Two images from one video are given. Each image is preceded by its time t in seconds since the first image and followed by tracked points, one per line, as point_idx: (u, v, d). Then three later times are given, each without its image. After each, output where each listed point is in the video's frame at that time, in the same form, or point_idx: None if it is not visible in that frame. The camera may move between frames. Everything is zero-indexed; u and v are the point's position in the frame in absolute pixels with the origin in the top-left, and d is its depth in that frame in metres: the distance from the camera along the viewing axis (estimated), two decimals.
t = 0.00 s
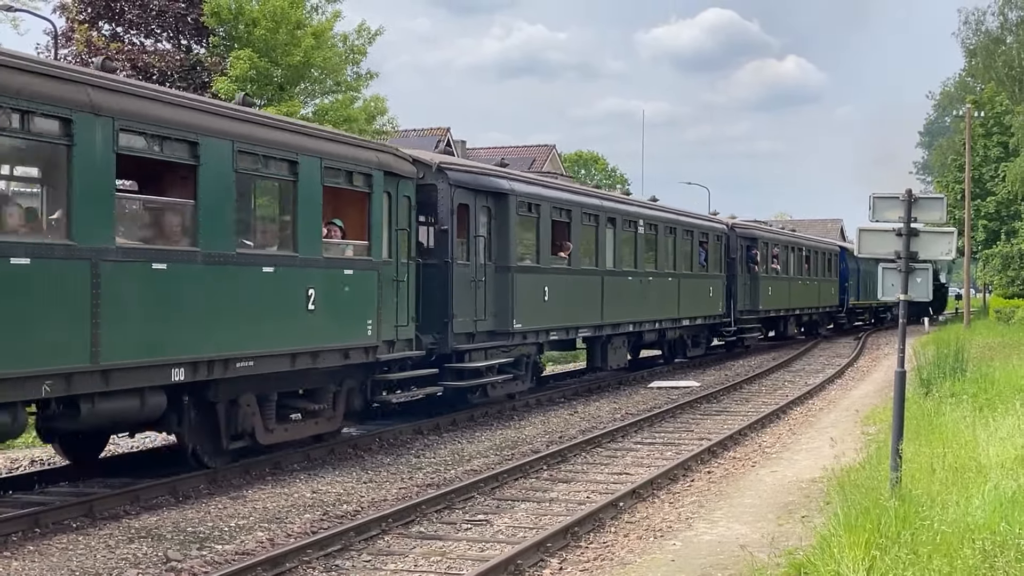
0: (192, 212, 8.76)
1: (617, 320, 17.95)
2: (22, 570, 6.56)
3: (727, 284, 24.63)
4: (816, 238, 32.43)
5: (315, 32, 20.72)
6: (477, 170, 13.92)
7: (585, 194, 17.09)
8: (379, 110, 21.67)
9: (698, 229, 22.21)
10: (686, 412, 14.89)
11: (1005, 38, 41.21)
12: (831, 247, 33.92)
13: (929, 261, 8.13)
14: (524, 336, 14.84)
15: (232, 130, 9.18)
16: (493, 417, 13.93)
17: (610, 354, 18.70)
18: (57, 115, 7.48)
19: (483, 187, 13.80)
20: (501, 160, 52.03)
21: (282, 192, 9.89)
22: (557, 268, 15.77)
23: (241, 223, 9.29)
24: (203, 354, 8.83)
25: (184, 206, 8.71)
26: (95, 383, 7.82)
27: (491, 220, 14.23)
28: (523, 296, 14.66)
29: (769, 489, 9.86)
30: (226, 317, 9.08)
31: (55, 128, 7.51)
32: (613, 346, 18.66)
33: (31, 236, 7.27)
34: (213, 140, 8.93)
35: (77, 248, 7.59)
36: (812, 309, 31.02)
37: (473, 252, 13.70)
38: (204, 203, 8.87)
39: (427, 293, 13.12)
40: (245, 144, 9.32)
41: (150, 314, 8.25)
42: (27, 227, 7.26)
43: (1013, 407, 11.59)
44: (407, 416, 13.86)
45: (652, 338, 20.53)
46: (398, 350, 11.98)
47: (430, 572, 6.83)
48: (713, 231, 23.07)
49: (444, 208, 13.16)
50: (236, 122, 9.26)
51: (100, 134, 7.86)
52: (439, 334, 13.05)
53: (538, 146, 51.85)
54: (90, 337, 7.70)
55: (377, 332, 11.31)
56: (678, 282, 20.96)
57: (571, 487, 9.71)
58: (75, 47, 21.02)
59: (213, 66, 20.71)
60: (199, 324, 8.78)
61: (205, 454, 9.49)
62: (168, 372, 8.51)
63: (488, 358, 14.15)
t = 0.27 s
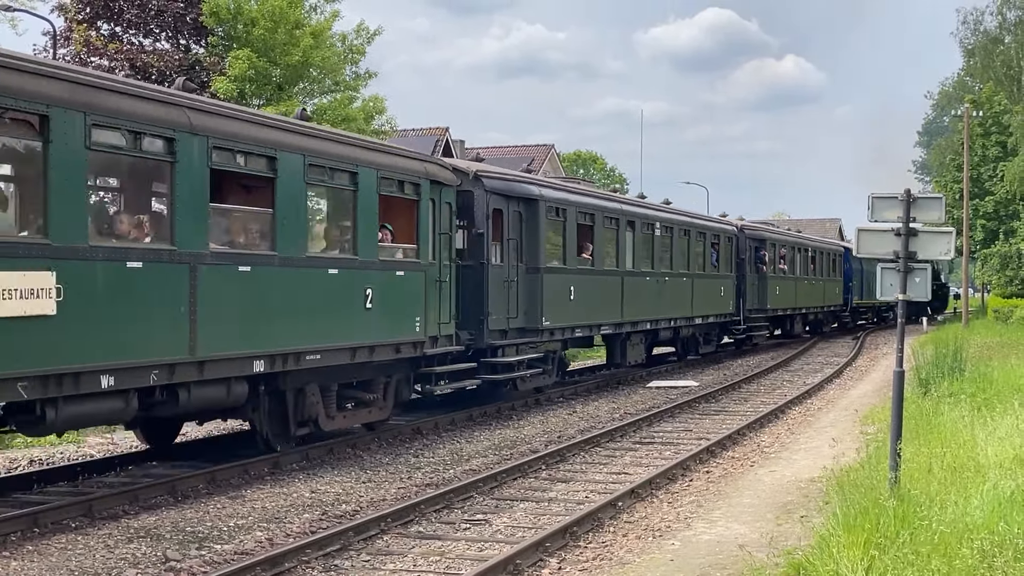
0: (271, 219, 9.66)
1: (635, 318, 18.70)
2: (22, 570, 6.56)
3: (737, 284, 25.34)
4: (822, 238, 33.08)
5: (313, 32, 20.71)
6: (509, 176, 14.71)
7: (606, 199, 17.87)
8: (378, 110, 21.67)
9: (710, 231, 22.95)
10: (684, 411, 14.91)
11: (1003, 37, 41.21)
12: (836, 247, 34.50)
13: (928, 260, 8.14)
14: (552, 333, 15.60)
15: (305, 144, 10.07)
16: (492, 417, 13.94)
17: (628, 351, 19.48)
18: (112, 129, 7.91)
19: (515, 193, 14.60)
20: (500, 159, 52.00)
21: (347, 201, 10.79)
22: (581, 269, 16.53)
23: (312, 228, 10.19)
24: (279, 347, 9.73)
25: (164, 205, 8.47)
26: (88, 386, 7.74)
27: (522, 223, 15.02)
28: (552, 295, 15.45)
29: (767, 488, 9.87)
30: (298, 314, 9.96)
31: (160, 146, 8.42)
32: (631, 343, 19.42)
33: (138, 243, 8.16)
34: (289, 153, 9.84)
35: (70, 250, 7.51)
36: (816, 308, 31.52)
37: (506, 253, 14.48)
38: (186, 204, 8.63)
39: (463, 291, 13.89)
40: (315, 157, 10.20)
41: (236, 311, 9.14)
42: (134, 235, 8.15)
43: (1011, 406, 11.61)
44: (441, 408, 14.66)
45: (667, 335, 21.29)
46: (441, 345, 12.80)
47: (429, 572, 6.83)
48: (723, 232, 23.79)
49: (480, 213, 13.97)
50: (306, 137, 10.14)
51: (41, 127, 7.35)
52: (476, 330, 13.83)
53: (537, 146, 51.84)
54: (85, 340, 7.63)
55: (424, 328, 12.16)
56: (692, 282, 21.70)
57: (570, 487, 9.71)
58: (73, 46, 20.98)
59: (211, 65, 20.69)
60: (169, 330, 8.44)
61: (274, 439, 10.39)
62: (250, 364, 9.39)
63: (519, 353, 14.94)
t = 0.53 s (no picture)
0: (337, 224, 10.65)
1: (652, 316, 19.53)
2: (20, 570, 6.56)
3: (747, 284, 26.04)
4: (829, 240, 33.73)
5: (312, 31, 20.69)
6: (538, 183, 15.47)
7: (625, 203, 18.63)
8: (376, 109, 21.64)
9: (721, 231, 23.65)
10: (683, 411, 14.90)
11: (1002, 37, 41.19)
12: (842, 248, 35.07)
13: (927, 259, 8.13)
14: (577, 330, 16.45)
15: (366, 157, 11.06)
16: (491, 416, 13.93)
17: (645, 347, 20.25)
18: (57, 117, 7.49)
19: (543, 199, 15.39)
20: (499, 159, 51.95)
21: (401, 207, 11.79)
22: (603, 269, 17.37)
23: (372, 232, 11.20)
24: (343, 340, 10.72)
25: (248, 213, 9.44)
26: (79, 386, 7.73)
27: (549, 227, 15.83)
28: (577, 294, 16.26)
29: (767, 488, 9.86)
30: (355, 311, 10.91)
31: (244, 160, 9.38)
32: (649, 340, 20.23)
33: (228, 247, 9.18)
34: (353, 165, 10.83)
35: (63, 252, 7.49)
36: (822, 307, 32.04)
37: (535, 254, 15.26)
38: (265, 210, 9.60)
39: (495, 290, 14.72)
40: (374, 168, 11.19)
41: (305, 308, 10.11)
42: (223, 239, 9.15)
43: (1010, 406, 11.59)
44: (471, 401, 15.47)
45: (682, 332, 22.08)
46: (478, 341, 13.71)
47: (427, 572, 6.82)
48: (733, 233, 24.46)
49: (512, 217, 14.73)
50: (367, 149, 11.13)
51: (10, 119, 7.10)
52: (507, 327, 14.65)
53: (536, 145, 51.81)
54: (77, 340, 7.62)
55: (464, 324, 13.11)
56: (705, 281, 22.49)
57: (569, 486, 9.70)
58: (72, 45, 20.93)
59: (210, 65, 20.66)
60: (226, 324, 9.10)
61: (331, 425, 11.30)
62: (319, 356, 10.40)
63: (546, 348, 15.79)
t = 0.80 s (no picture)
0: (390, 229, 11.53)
1: (668, 314, 20.30)
2: (18, 569, 6.55)
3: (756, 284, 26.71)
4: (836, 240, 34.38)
5: (311, 30, 20.68)
6: (563, 188, 16.32)
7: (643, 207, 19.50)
8: (376, 109, 21.66)
9: (731, 234, 24.37)
10: (682, 410, 14.90)
11: (1002, 37, 41.21)
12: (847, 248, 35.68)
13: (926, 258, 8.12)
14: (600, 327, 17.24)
15: (413, 165, 11.92)
16: (490, 415, 13.92)
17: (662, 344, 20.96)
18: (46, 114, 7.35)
19: (568, 202, 16.22)
20: (498, 159, 51.96)
21: (443, 212, 12.66)
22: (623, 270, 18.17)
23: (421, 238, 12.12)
24: (394, 336, 11.59)
25: (316, 219, 10.32)
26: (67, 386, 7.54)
27: (575, 229, 16.65)
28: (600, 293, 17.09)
29: (766, 487, 9.86)
30: (405, 308, 11.79)
31: (312, 171, 10.27)
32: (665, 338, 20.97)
33: (299, 251, 10.08)
34: (405, 174, 11.75)
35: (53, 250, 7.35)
36: (827, 306, 32.55)
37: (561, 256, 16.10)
38: (332, 218, 10.49)
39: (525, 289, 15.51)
40: (421, 176, 12.10)
41: (363, 304, 11.01)
42: (294, 241, 10.03)
43: (1009, 406, 11.58)
44: (501, 395, 16.20)
45: (695, 330, 22.80)
46: (512, 338, 14.55)
47: (426, 571, 6.82)
48: (744, 235, 25.18)
49: (541, 221, 15.57)
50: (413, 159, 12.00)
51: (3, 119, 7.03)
52: (535, 323, 15.46)
53: (535, 145, 51.81)
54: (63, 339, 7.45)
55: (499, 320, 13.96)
56: (717, 281, 23.25)
57: (568, 486, 9.70)
58: (71, 44, 20.92)
59: (209, 64, 20.65)
60: (298, 320, 10.00)
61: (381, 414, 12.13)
62: (373, 350, 11.29)
63: (572, 345, 16.58)
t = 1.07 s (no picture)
0: (436, 232, 12.34)
1: (683, 312, 20.93)
2: (17, 568, 6.54)
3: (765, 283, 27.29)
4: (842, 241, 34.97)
5: (311, 29, 20.67)
6: (587, 192, 16.98)
7: (661, 210, 20.20)
8: (375, 108, 21.67)
9: (742, 235, 25.00)
10: (681, 409, 14.89)
11: (1001, 36, 41.23)
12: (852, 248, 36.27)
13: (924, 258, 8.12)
14: (621, 324, 17.90)
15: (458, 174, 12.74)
16: (489, 414, 13.92)
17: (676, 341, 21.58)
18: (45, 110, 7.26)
19: (592, 205, 16.86)
20: (497, 158, 51.96)
21: (484, 217, 13.46)
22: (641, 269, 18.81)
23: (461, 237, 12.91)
24: (440, 332, 12.39)
25: (373, 224, 11.12)
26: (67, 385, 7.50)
27: (598, 231, 17.29)
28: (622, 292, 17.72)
29: (765, 487, 9.85)
30: (449, 306, 12.58)
31: (371, 181, 11.07)
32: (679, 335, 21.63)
33: (360, 252, 10.92)
34: (452, 182, 12.62)
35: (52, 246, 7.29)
36: (832, 305, 33.09)
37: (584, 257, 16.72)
38: (386, 222, 11.28)
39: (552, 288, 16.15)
40: (464, 184, 12.89)
41: (413, 302, 11.82)
42: (354, 244, 10.82)
43: (1009, 405, 11.57)
44: (529, 387, 17.00)
45: (707, 328, 23.43)
46: (543, 334, 15.32)
47: (425, 570, 6.82)
48: (753, 236, 25.78)
49: (567, 223, 16.22)
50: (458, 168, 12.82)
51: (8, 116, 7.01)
52: (562, 320, 16.09)
53: (534, 144, 51.81)
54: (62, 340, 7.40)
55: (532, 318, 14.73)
56: (729, 280, 23.89)
57: (567, 485, 9.69)
58: (70, 43, 20.89)
59: (208, 63, 20.64)
60: (356, 316, 10.80)
61: (424, 405, 12.97)
62: (422, 345, 12.09)
63: (595, 340, 17.26)
